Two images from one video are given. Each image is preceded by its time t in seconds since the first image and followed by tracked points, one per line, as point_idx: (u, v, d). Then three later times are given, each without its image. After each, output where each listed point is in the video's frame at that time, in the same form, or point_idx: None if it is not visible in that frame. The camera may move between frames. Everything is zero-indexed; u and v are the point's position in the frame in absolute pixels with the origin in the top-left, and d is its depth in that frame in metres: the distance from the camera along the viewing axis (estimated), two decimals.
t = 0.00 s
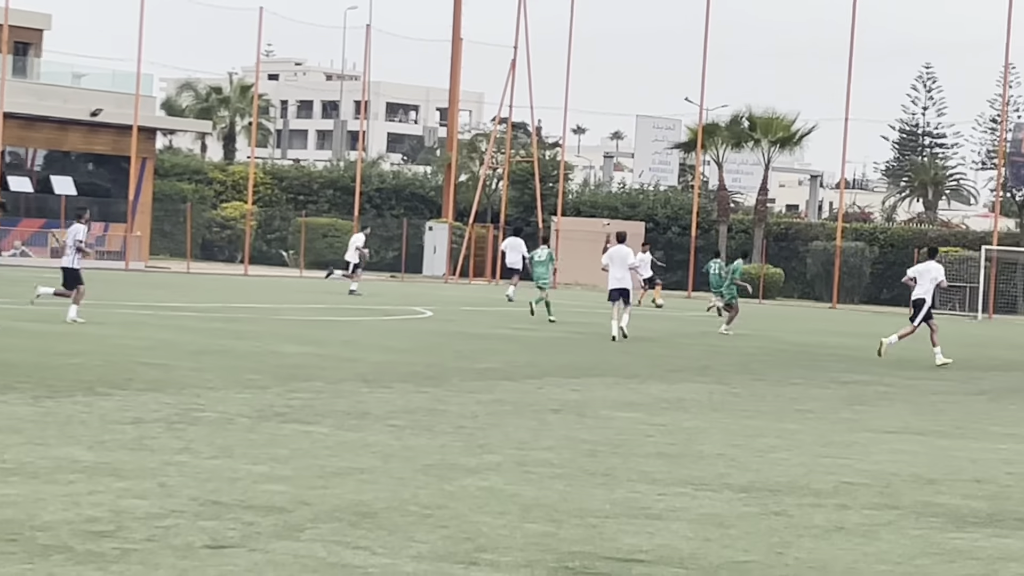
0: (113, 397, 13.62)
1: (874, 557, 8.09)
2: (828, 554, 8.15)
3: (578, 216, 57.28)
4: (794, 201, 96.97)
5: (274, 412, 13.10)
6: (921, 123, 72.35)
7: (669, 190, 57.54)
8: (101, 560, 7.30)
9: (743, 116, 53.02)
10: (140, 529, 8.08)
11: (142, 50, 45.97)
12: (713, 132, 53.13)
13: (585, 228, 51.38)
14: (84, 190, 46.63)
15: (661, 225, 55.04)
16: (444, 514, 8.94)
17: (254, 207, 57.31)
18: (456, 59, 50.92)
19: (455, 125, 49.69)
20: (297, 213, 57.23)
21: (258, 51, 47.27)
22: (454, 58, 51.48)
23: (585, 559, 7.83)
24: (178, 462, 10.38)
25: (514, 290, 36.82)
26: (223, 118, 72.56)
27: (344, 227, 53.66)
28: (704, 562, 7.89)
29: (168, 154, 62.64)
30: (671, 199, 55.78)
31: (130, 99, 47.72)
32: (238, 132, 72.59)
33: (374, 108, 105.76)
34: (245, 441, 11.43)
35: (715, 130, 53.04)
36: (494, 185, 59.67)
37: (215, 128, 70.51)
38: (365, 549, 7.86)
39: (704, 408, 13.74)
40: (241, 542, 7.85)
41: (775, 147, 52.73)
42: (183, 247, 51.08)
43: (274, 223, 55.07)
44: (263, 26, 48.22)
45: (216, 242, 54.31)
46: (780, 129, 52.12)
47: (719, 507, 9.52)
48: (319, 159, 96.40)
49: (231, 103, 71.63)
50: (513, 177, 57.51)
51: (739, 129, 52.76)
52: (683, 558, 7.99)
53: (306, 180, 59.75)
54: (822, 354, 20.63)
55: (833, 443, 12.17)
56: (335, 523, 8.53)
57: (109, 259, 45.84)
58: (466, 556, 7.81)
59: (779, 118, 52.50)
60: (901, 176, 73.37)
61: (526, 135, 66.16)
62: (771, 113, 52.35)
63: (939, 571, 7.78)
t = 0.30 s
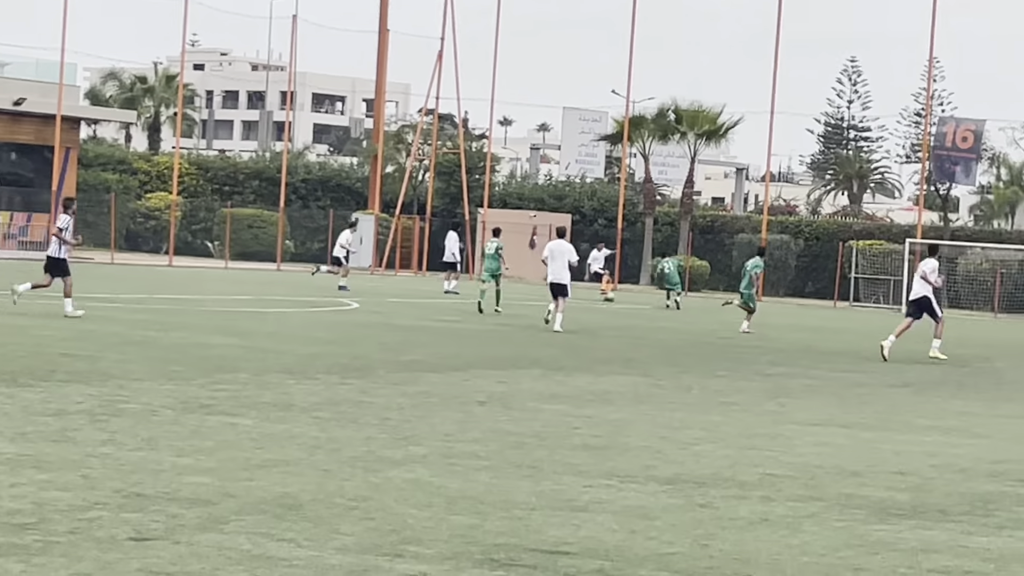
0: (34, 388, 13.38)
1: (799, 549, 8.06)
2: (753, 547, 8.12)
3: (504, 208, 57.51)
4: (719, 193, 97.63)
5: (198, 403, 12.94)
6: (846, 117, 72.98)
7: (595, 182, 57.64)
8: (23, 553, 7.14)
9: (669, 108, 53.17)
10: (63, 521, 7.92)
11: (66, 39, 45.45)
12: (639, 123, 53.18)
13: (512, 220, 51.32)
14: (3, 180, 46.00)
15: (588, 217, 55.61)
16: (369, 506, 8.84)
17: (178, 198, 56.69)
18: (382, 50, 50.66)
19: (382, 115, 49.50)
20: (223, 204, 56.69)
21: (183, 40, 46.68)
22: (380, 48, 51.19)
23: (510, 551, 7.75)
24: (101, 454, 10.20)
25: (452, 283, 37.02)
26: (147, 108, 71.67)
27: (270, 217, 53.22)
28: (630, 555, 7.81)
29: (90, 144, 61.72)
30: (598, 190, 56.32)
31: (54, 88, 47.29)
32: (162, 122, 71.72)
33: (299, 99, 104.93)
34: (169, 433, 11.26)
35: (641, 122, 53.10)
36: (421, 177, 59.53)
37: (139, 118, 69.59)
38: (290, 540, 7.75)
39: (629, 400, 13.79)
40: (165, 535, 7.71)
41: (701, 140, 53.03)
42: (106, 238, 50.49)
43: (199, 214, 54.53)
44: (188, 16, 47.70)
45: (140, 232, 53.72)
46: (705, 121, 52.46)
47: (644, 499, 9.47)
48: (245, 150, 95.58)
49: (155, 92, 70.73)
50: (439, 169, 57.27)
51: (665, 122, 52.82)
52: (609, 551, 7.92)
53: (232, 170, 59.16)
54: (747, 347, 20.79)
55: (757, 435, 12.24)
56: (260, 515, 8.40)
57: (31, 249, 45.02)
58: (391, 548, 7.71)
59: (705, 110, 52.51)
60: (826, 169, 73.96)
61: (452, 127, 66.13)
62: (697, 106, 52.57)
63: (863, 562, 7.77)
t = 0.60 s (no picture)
0: None
1: (734, 541, 7.80)
2: (690, 539, 7.84)
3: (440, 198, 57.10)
4: (655, 184, 98.09)
5: (132, 395, 12.76)
6: (781, 109, 73.50)
7: (531, 174, 57.63)
8: None
9: (605, 100, 53.34)
10: None
11: None
12: (576, 115, 53.31)
13: (448, 212, 51.19)
14: None
15: (524, 208, 55.58)
16: (304, 499, 8.49)
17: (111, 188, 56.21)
18: (319, 41, 50.50)
19: (318, 105, 49.08)
20: (157, 195, 56.29)
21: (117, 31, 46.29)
22: (316, 40, 51.02)
23: (446, 544, 7.45)
24: (34, 447, 10.02)
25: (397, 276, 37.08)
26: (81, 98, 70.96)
27: (205, 208, 52.81)
28: (566, 548, 7.46)
29: (22, 134, 61.09)
30: (535, 181, 56.01)
31: None
32: (96, 113, 71.02)
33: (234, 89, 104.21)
34: (103, 427, 11.07)
35: (577, 114, 53.22)
36: (356, 168, 59.46)
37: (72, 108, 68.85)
38: (223, 534, 7.47)
39: (566, 394, 13.73)
40: (99, 529, 7.53)
41: (638, 131, 53.27)
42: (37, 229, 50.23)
43: (134, 205, 54.18)
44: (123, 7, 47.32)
45: (74, 222, 53.20)
46: (641, 114, 52.94)
47: (583, 491, 9.15)
48: (180, 141, 94.83)
49: (90, 82, 69.96)
50: (375, 160, 57.07)
51: (601, 113, 53.13)
52: (545, 543, 7.56)
53: (167, 161, 58.70)
54: (682, 339, 20.85)
55: (694, 428, 12.18)
56: (193, 508, 8.13)
57: None
58: (325, 540, 7.39)
59: (641, 103, 53.03)
60: (761, 161, 74.47)
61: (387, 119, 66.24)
62: (633, 98, 52.94)
63: (799, 554, 7.55)
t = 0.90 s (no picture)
0: None
1: (681, 530, 7.81)
2: (637, 527, 7.84)
3: (389, 186, 56.88)
4: (605, 173, 98.31)
5: (80, 385, 12.70)
6: (730, 98, 73.88)
7: (481, 164, 57.55)
8: None
9: (554, 89, 53.36)
10: None
11: None
12: (525, 104, 53.34)
13: (396, 202, 51.33)
14: None
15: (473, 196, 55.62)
16: (253, 488, 8.46)
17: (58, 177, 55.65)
18: (268, 30, 50.23)
19: (268, 94, 48.83)
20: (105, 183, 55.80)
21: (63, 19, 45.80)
22: (265, 29, 50.75)
23: (395, 533, 7.40)
24: None
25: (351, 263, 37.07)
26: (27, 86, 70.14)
27: (154, 197, 52.41)
28: (515, 536, 7.49)
29: None
30: (484, 170, 56.20)
31: None
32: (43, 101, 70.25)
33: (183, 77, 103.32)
34: (50, 417, 11.00)
35: (527, 103, 53.25)
36: (306, 157, 59.24)
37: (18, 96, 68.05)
38: (172, 523, 7.44)
39: (515, 382, 13.79)
40: (46, 519, 7.49)
41: (587, 120, 53.47)
42: None
43: (82, 193, 53.70)
44: None
45: (21, 211, 52.75)
46: (590, 103, 52.76)
47: (532, 480, 9.17)
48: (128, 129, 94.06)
49: (38, 71, 69.14)
50: (325, 149, 56.89)
51: (550, 102, 53.15)
52: (494, 532, 7.57)
53: (115, 150, 58.20)
54: (631, 328, 20.99)
55: (643, 416, 12.26)
56: (142, 498, 8.10)
57: None
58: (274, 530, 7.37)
59: (590, 92, 52.77)
60: (711, 150, 74.91)
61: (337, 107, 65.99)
62: (581, 87, 52.79)
63: (746, 542, 7.58)
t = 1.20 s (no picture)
0: None
1: (641, 515, 7.87)
2: (596, 512, 7.88)
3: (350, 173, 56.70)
4: (567, 160, 98.36)
5: (38, 373, 12.66)
6: (691, 85, 74.19)
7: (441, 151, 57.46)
8: None
9: (514, 76, 53.54)
10: None
11: None
12: (486, 91, 53.46)
13: (358, 189, 51.30)
14: None
15: (434, 182, 55.65)
16: (213, 475, 8.47)
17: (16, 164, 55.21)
18: (228, 16, 49.97)
19: (228, 81, 48.61)
20: (65, 170, 55.43)
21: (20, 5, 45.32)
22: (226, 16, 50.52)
23: (354, 520, 7.43)
24: None
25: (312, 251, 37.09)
26: None
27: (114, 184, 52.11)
28: (474, 522, 7.53)
29: None
30: (445, 157, 56.17)
31: None
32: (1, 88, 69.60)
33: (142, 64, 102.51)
34: (8, 405, 10.96)
35: (487, 89, 53.34)
36: (267, 144, 59.07)
37: None
38: (132, 511, 7.45)
39: (476, 368, 13.85)
40: (5, 508, 7.47)
41: (547, 106, 53.55)
42: None
43: (41, 180, 53.34)
44: None
45: None
46: (551, 89, 53.15)
47: (491, 466, 9.22)
48: (88, 117, 93.54)
49: None
50: (285, 136, 56.76)
51: (511, 88, 53.29)
52: (454, 518, 7.60)
53: (75, 137, 57.81)
54: (592, 313, 21.09)
55: (604, 402, 12.34)
56: (101, 485, 8.09)
57: None
58: (233, 517, 7.38)
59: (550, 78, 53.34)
60: (671, 137, 75.18)
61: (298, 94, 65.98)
62: (542, 74, 53.16)
63: (705, 526, 7.63)
